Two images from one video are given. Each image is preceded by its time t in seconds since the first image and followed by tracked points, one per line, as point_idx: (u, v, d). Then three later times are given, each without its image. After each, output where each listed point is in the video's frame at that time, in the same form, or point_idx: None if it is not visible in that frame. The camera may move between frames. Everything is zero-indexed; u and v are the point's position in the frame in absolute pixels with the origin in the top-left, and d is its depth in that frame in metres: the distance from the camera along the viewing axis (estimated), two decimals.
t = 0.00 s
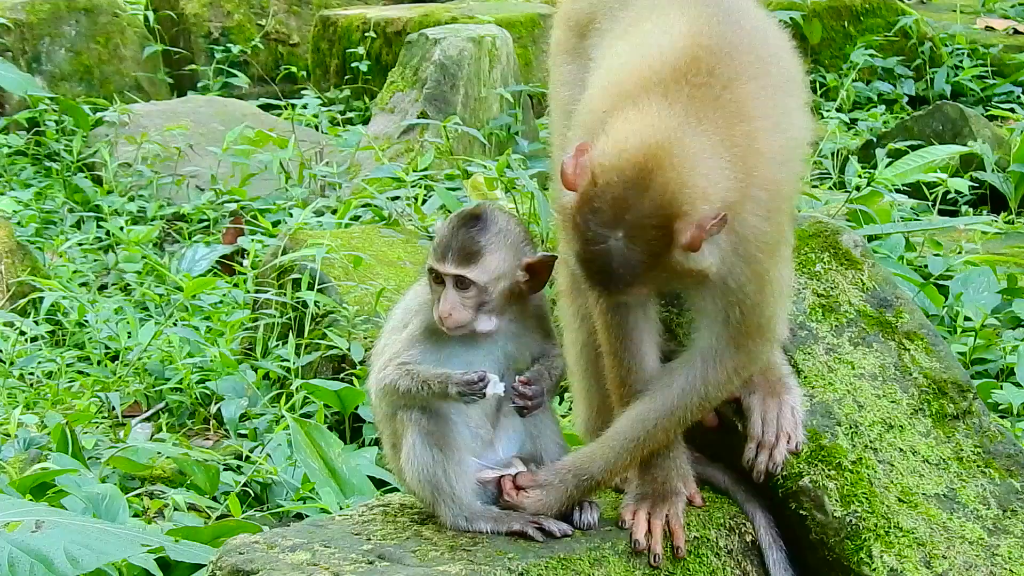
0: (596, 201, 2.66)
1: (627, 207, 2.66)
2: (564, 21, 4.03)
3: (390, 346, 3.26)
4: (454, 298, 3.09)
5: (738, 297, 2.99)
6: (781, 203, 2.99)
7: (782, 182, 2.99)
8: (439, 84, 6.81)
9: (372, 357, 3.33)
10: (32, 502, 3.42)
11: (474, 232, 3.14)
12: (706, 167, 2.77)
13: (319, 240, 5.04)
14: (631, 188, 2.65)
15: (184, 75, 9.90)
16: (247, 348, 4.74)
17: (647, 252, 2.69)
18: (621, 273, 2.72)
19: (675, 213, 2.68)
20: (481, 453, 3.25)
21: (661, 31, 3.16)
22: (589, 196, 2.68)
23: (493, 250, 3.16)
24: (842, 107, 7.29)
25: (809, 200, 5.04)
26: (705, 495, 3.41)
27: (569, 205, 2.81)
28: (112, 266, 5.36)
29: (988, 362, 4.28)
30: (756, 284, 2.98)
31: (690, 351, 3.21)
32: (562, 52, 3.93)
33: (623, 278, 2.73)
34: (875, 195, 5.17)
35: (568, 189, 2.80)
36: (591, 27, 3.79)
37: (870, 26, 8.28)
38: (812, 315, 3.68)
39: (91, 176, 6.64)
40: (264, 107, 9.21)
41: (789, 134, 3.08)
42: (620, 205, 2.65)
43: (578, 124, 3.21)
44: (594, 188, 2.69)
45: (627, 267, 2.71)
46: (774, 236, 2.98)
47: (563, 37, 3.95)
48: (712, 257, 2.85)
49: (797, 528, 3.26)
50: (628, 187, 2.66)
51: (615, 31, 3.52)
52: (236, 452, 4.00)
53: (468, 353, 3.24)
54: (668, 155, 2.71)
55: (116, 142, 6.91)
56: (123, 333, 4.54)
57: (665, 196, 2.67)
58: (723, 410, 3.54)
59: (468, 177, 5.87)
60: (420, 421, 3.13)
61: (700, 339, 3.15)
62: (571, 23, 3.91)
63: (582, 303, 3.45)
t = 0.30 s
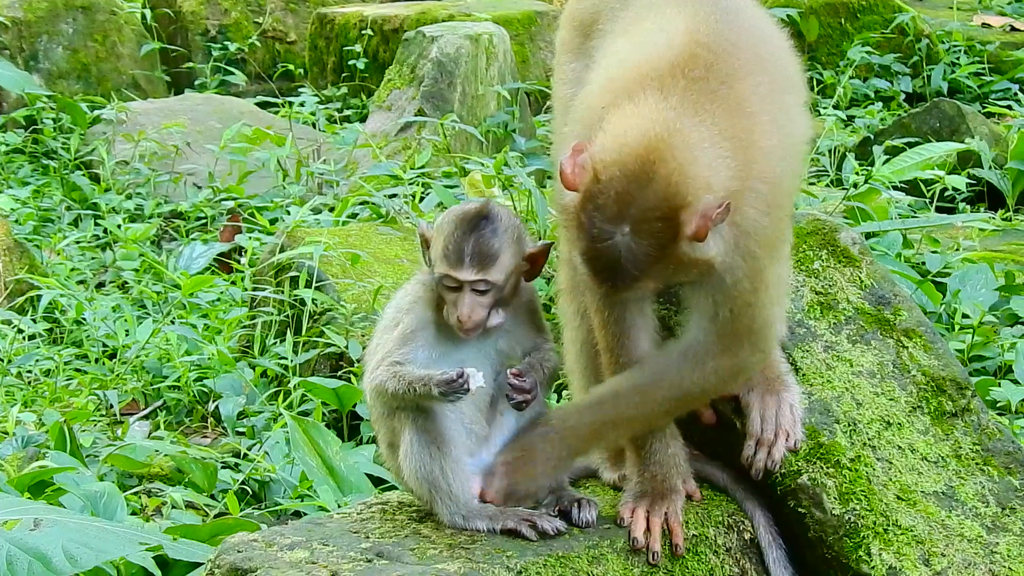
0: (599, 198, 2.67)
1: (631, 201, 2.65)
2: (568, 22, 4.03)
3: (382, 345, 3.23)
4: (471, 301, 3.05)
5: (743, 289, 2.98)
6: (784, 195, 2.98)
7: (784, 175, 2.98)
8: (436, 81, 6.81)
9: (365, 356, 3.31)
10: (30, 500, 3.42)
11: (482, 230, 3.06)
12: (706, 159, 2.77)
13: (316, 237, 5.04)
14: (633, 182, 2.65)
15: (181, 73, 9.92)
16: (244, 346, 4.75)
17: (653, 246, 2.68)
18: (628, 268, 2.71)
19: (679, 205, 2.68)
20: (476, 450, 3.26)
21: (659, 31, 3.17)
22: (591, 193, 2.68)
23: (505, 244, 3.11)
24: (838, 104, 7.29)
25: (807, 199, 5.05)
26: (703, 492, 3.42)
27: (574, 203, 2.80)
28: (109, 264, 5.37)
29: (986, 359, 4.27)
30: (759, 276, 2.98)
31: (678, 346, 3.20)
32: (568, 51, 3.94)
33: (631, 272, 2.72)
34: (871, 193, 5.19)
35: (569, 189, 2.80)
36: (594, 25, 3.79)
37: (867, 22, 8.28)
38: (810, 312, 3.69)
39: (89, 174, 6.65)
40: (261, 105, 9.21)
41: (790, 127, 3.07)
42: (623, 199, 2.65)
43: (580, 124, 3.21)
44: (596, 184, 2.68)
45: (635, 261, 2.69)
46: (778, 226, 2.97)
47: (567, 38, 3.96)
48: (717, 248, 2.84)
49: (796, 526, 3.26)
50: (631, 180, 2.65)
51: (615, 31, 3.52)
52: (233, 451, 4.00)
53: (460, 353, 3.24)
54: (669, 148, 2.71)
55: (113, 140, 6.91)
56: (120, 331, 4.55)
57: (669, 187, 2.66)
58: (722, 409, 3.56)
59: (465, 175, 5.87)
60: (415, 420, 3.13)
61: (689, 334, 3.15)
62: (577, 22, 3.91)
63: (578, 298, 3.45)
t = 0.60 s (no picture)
0: (610, 210, 2.65)
1: (642, 216, 2.64)
2: (570, 20, 4.00)
3: (381, 343, 3.21)
4: (484, 296, 3.05)
5: (748, 303, 2.99)
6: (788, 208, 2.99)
7: (788, 187, 2.99)
8: (433, 80, 6.81)
9: (365, 354, 3.30)
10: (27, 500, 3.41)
11: (495, 226, 3.06)
12: (720, 176, 2.76)
13: (314, 236, 5.04)
14: (644, 196, 2.64)
15: (179, 72, 9.92)
16: (242, 345, 4.74)
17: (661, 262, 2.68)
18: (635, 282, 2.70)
19: (688, 222, 2.67)
20: (474, 447, 3.26)
21: (666, 34, 3.15)
22: (603, 203, 2.66)
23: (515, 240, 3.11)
24: (836, 100, 7.30)
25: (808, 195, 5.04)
26: (700, 491, 3.41)
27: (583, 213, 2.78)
28: (107, 263, 5.36)
29: (984, 357, 4.27)
30: (762, 291, 2.99)
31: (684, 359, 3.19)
32: (567, 49, 3.94)
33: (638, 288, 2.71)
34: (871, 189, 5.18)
35: (578, 194, 2.78)
36: (596, 22, 3.77)
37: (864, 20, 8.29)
38: (807, 311, 3.67)
39: (87, 174, 6.65)
40: (259, 104, 9.21)
41: (796, 134, 3.07)
42: (635, 213, 2.64)
43: (585, 126, 3.19)
44: (608, 196, 2.67)
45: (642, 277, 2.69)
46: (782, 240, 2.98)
47: (567, 36, 3.96)
48: (723, 264, 2.87)
49: (793, 525, 3.25)
50: (643, 195, 2.64)
51: (619, 31, 3.50)
52: (231, 450, 4.00)
53: (461, 351, 3.25)
54: (682, 161, 2.70)
55: (111, 139, 6.91)
56: (118, 330, 4.54)
57: (680, 204, 2.65)
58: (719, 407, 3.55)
59: (463, 173, 5.88)
60: (415, 417, 3.12)
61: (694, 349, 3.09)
62: (577, 21, 3.91)
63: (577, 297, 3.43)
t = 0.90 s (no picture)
0: (607, 224, 2.64)
1: (639, 232, 2.63)
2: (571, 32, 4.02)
3: (378, 356, 3.21)
4: (482, 309, 3.05)
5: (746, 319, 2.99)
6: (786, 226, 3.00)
7: (786, 205, 2.99)
8: (431, 91, 6.82)
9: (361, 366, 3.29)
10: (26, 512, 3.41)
11: (494, 239, 3.06)
12: (718, 193, 2.76)
13: (312, 248, 5.05)
14: (642, 212, 2.63)
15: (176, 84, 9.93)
16: (240, 357, 4.75)
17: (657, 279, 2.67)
18: (630, 297, 2.69)
19: (686, 239, 2.66)
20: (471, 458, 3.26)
21: (668, 50, 3.16)
22: (601, 218, 2.65)
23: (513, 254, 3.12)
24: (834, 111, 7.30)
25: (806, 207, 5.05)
26: (698, 501, 3.40)
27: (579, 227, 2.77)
28: (105, 275, 5.37)
29: (982, 367, 4.28)
30: (759, 308, 3.00)
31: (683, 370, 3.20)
32: (568, 59, 3.96)
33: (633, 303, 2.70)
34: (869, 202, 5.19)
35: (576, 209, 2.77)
36: (596, 34, 3.78)
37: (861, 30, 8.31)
38: (805, 322, 3.67)
39: (85, 186, 6.65)
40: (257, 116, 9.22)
41: (794, 153, 3.09)
42: (632, 229, 2.62)
43: (584, 140, 3.19)
44: (606, 211, 2.66)
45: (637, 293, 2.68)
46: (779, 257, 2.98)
47: (569, 47, 3.98)
48: (719, 283, 2.86)
49: (792, 535, 3.25)
50: (641, 212, 2.63)
51: (618, 45, 3.51)
52: (229, 462, 4.01)
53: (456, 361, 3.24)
54: (680, 179, 2.70)
55: (109, 151, 6.92)
56: (116, 342, 4.55)
57: (677, 220, 2.64)
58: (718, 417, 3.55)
59: (461, 184, 5.89)
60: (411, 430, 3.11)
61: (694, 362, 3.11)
62: (578, 31, 3.92)
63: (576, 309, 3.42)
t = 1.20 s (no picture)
0: (603, 238, 2.64)
1: (634, 246, 2.63)
2: (568, 37, 4.02)
3: (373, 365, 3.21)
4: (479, 319, 3.06)
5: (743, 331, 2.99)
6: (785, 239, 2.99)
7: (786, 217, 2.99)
8: (428, 99, 6.84)
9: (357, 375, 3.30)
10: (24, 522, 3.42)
11: (491, 249, 3.06)
12: (715, 209, 2.76)
13: (309, 257, 5.07)
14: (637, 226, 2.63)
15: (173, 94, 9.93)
16: (238, 366, 4.74)
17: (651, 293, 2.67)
18: (625, 311, 2.69)
19: (680, 255, 2.66)
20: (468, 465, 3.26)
21: (667, 61, 3.15)
22: (596, 231, 2.65)
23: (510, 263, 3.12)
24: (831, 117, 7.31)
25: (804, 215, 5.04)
26: (697, 508, 3.40)
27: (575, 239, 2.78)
28: (102, 285, 5.37)
29: (979, 373, 4.29)
30: (757, 319, 3.00)
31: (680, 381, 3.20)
32: (565, 65, 3.96)
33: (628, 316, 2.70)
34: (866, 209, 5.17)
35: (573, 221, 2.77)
36: (595, 42, 3.78)
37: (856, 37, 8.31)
38: (802, 328, 3.67)
39: (82, 196, 6.65)
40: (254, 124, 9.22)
41: (794, 164, 3.08)
42: (626, 243, 2.62)
43: (583, 151, 3.19)
44: (601, 224, 2.66)
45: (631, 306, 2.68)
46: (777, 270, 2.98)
47: (566, 52, 3.97)
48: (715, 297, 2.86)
49: (790, 541, 3.25)
50: (636, 226, 2.63)
51: (617, 54, 3.51)
52: (227, 470, 4.02)
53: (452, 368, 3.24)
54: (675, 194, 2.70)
55: (106, 160, 6.93)
56: (114, 351, 4.56)
57: (672, 234, 2.64)
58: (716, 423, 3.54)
59: (458, 193, 5.89)
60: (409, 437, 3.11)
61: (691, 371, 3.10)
62: (575, 37, 3.92)
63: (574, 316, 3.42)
